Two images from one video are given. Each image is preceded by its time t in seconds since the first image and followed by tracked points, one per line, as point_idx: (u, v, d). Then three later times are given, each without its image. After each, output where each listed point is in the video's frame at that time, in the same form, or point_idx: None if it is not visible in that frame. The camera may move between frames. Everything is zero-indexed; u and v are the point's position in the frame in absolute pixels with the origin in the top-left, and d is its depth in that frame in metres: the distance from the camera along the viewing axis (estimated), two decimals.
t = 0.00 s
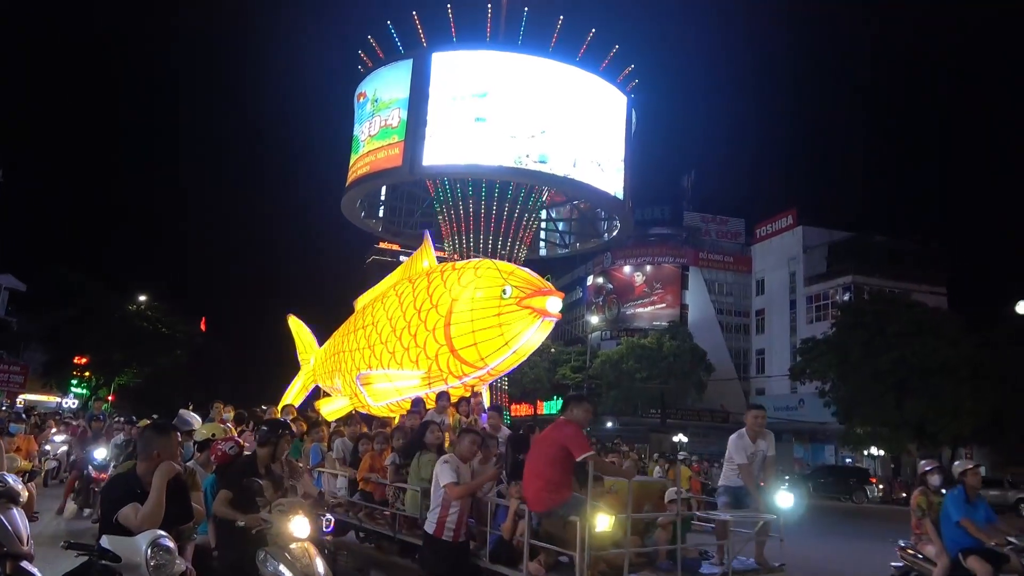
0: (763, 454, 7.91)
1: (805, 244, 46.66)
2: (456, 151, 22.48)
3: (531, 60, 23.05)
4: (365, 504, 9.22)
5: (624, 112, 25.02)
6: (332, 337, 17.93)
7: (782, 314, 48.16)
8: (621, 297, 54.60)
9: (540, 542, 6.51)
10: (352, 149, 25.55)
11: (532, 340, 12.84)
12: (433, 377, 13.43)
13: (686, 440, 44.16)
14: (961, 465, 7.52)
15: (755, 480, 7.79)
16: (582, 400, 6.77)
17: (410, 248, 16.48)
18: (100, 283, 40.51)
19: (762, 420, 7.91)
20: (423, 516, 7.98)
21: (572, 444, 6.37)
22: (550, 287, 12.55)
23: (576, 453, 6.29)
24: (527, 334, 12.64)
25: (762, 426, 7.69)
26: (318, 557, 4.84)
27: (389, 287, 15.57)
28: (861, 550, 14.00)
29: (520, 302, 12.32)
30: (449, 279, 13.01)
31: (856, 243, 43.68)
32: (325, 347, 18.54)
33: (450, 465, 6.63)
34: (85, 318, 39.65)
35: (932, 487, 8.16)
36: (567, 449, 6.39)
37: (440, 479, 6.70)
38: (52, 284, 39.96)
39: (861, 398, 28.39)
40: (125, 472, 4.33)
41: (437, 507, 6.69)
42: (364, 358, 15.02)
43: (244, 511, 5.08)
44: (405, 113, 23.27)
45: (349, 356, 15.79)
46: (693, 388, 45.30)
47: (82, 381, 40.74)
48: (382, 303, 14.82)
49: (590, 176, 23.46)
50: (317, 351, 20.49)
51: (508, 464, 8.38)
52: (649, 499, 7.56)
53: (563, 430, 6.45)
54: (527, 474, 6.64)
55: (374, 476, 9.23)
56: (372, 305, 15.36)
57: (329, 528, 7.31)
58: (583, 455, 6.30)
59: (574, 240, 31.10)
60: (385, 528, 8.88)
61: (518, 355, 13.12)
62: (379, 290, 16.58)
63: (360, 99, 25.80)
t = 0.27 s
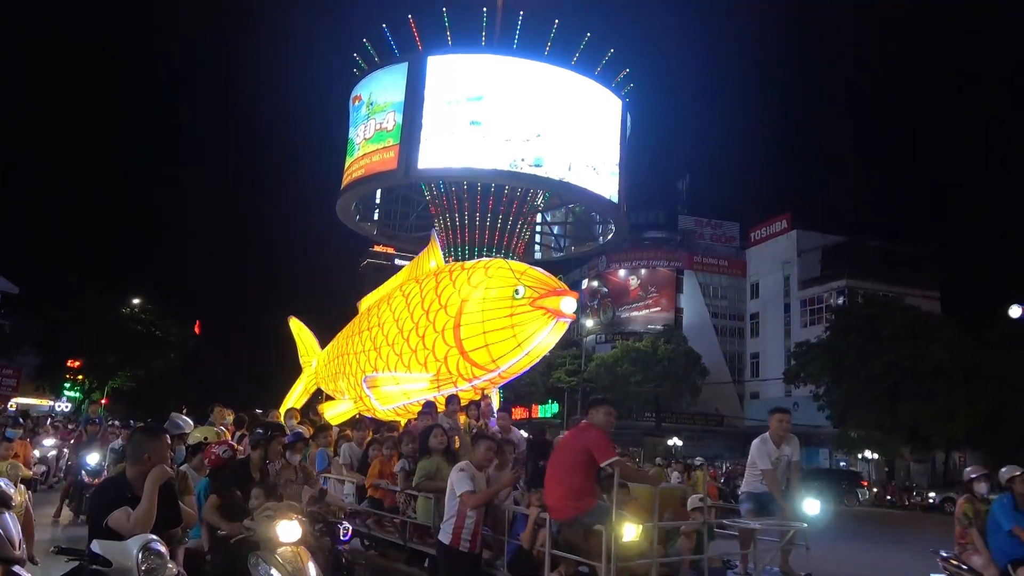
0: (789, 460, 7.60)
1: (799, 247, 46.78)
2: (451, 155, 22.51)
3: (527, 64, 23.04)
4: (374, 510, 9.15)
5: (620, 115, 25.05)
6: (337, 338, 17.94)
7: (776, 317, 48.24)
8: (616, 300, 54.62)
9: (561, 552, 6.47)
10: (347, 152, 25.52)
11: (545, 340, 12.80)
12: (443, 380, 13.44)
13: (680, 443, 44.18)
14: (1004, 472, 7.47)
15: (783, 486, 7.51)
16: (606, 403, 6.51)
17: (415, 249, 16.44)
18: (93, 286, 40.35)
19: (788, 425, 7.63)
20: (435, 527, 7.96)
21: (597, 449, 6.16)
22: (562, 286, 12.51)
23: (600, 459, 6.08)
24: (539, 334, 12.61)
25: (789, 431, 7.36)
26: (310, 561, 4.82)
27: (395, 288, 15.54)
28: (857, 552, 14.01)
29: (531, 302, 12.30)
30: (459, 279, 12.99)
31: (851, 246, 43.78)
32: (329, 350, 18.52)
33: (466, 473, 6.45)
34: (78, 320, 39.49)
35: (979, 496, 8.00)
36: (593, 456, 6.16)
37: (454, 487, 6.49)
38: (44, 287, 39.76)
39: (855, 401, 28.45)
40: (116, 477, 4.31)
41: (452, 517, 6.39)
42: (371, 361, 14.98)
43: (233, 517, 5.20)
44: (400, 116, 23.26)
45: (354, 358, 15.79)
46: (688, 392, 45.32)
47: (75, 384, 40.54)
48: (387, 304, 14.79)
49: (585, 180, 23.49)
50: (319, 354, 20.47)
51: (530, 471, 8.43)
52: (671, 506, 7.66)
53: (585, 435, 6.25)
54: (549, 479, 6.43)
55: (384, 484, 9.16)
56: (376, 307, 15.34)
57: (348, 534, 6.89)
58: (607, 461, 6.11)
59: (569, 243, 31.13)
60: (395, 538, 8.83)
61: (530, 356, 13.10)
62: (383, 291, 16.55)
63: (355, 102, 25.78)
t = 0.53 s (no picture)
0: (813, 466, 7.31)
1: (793, 251, 46.95)
2: (446, 158, 22.53)
3: (522, 67, 23.06)
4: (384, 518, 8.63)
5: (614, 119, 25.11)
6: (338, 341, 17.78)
7: (770, 321, 48.38)
8: (610, 303, 54.68)
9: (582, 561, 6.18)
10: (341, 155, 25.52)
11: (557, 341, 12.82)
12: (451, 382, 13.37)
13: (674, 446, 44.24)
14: None
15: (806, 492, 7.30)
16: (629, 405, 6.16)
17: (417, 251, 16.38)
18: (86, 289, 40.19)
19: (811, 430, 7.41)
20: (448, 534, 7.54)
21: (624, 456, 5.75)
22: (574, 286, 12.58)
23: (625, 464, 5.67)
24: (552, 335, 12.63)
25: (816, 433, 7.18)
26: (300, 563, 4.85)
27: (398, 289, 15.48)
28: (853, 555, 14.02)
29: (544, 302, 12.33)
30: (468, 280, 12.97)
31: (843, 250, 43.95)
32: (330, 353, 18.41)
33: (483, 478, 6.04)
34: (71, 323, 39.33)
35: None
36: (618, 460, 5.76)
37: (470, 492, 6.08)
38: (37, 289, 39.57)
39: (849, 404, 28.53)
40: (106, 480, 4.30)
41: (466, 523, 6.00)
42: (375, 364, 14.85)
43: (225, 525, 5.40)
44: (395, 119, 23.27)
45: (358, 360, 15.65)
46: (682, 395, 45.35)
47: (67, 387, 40.36)
48: (391, 306, 14.71)
49: (579, 184, 23.52)
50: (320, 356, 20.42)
51: (549, 477, 8.10)
52: (693, 514, 7.68)
53: (608, 439, 5.87)
54: (571, 485, 6.02)
55: (393, 490, 8.71)
56: (381, 309, 15.24)
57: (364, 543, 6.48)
58: (633, 467, 5.69)
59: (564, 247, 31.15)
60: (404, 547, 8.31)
61: (542, 357, 13.09)
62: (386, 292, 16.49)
63: (350, 105, 25.79)
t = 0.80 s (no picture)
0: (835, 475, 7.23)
1: (782, 255, 47.18)
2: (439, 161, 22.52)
3: (515, 71, 23.09)
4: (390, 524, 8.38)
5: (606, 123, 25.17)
6: (338, 342, 17.70)
7: (759, 325, 48.56)
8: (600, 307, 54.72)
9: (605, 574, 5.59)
10: (331, 157, 25.46)
11: (567, 343, 12.77)
12: (457, 385, 13.35)
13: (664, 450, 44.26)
14: None
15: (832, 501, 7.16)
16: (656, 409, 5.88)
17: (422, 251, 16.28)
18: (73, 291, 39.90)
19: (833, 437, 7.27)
20: (460, 543, 7.22)
21: (645, 459, 5.49)
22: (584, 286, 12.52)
23: (647, 469, 5.42)
24: (561, 337, 12.58)
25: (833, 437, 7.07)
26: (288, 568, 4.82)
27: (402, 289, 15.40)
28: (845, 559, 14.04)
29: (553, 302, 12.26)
30: (475, 280, 12.90)
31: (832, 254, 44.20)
32: (329, 356, 18.33)
33: (502, 487, 6.03)
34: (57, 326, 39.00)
35: None
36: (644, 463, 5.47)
37: (489, 502, 6.06)
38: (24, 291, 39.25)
39: (838, 408, 28.64)
40: (94, 483, 4.26)
41: (481, 534, 6.01)
42: (377, 364, 14.81)
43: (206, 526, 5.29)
44: (386, 122, 23.24)
45: (360, 362, 15.58)
46: (672, 399, 45.42)
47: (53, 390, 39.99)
48: (396, 306, 14.64)
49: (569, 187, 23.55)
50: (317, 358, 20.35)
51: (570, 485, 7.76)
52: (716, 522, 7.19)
53: (631, 442, 5.62)
54: (591, 494, 5.73)
55: (400, 496, 8.66)
56: (385, 309, 15.19)
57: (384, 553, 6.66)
58: (655, 471, 5.44)
59: (555, 250, 31.20)
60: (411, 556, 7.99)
61: (551, 359, 13.06)
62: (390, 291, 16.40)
63: (340, 107, 25.75)
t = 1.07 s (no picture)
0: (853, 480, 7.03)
1: (770, 259, 47.45)
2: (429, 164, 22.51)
3: (506, 74, 23.08)
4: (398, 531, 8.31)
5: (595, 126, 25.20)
6: (336, 344, 17.63)
7: (747, 329, 48.78)
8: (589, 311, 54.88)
9: None
10: (320, 160, 25.41)
11: (576, 344, 12.69)
12: (461, 387, 13.31)
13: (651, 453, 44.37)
14: None
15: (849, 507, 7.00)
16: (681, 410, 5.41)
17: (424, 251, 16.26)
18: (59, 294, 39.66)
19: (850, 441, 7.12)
20: (470, 551, 7.20)
21: (671, 465, 5.05)
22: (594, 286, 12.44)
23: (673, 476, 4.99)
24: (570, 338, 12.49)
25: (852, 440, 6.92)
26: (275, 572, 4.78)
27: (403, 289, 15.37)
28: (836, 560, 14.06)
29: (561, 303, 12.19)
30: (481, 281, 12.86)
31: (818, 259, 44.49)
32: (325, 360, 18.25)
33: (516, 493, 5.75)
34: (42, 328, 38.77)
35: None
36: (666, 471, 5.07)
37: (503, 508, 5.83)
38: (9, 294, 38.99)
39: (824, 411, 28.80)
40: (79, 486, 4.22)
41: (500, 542, 5.79)
42: (379, 366, 14.76)
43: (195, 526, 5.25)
44: (376, 124, 23.20)
45: (359, 364, 15.52)
46: (660, 402, 45.54)
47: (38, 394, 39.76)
48: (398, 307, 14.61)
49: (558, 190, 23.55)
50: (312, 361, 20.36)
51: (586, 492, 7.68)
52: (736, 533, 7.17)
53: (653, 446, 5.19)
54: (613, 499, 5.38)
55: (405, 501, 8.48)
56: (385, 309, 15.15)
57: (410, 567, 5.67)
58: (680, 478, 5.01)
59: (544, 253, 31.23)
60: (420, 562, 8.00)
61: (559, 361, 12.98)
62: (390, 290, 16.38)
63: (329, 110, 25.71)
